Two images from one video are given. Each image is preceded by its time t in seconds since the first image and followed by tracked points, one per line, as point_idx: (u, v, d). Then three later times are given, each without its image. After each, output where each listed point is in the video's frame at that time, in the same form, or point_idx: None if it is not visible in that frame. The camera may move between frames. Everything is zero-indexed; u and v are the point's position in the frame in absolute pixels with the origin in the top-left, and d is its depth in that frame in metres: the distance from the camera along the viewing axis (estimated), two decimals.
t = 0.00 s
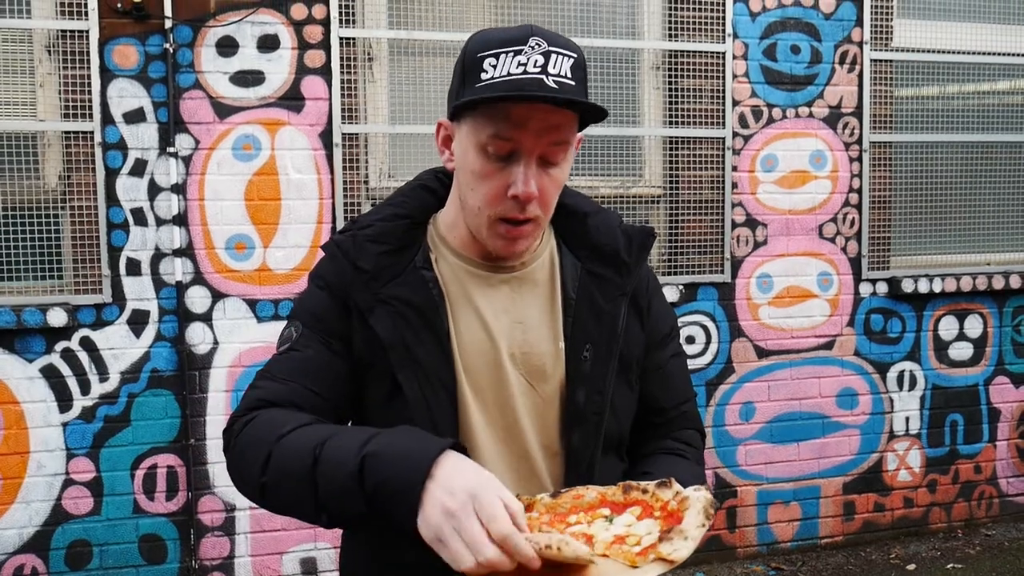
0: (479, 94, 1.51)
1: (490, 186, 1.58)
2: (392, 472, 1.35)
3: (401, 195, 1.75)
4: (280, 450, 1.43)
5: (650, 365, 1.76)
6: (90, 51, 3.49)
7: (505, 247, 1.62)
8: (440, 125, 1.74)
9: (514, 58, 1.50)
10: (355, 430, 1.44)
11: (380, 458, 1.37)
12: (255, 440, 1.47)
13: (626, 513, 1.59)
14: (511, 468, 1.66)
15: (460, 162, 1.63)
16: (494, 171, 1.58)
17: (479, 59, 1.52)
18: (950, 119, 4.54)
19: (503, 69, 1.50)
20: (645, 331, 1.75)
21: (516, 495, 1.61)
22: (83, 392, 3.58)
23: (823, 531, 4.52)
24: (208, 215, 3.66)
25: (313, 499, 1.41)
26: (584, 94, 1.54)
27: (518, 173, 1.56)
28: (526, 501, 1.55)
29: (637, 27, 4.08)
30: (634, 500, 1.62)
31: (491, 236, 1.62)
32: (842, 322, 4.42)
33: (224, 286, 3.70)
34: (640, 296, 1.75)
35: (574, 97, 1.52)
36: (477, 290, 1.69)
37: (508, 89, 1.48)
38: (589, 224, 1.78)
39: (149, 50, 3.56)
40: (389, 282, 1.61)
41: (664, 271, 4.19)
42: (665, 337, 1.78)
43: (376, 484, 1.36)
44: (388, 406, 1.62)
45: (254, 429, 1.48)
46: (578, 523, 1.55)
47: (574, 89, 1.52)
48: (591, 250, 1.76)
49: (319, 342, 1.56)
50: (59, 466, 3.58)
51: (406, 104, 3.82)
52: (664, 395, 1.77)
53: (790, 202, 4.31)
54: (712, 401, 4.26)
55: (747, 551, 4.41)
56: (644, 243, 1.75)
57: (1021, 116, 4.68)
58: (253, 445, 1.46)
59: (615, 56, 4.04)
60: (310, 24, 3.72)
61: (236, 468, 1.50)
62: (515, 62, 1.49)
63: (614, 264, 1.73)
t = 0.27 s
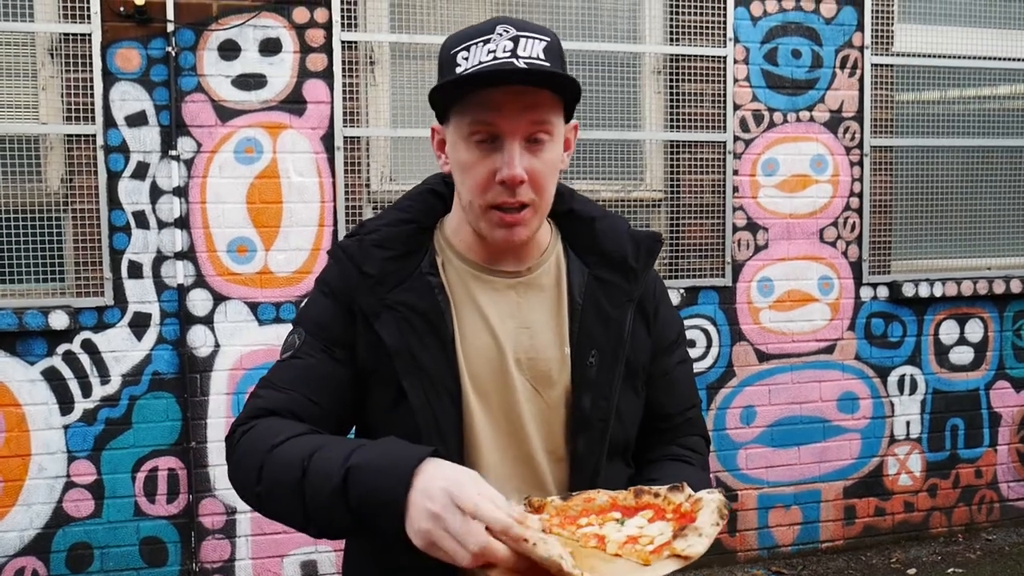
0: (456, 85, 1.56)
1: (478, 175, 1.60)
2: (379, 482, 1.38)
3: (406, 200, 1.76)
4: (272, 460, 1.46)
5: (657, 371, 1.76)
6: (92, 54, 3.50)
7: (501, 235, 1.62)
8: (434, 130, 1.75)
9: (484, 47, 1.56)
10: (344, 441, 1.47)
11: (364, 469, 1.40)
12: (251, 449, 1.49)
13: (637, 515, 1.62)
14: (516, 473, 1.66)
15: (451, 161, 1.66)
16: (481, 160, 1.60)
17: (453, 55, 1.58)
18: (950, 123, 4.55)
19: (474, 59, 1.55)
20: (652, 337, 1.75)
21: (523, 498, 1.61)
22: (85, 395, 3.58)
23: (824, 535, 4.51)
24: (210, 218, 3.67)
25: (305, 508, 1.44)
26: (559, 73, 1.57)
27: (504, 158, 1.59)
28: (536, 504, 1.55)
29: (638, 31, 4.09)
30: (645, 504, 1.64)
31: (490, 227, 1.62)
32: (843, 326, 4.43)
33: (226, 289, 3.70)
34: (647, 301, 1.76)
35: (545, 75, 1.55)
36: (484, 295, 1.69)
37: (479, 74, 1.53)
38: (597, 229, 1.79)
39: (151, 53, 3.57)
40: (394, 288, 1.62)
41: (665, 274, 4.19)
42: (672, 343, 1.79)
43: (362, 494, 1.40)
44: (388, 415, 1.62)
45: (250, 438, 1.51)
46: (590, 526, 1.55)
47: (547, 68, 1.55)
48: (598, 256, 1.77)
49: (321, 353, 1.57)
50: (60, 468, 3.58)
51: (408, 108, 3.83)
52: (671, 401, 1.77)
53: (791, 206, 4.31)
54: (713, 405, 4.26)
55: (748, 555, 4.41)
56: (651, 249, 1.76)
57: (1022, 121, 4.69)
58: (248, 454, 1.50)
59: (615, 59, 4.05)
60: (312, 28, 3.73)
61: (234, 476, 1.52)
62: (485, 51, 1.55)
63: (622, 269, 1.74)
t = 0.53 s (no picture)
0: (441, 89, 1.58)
1: (473, 178, 1.61)
2: (355, 485, 1.40)
3: (408, 204, 1.76)
4: (255, 463, 1.48)
5: (661, 375, 1.76)
6: (94, 57, 3.50)
7: (498, 236, 1.62)
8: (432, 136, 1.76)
9: (468, 49, 1.57)
10: (322, 444, 1.49)
11: (341, 473, 1.42)
12: (236, 452, 1.51)
13: (649, 514, 1.64)
14: (521, 478, 1.67)
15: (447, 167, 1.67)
16: (474, 163, 1.61)
17: (439, 60, 1.60)
18: (950, 125, 4.55)
19: (459, 63, 1.56)
20: (657, 341, 1.75)
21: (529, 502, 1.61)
22: (86, 397, 3.59)
23: (825, 538, 4.51)
24: (211, 221, 3.67)
25: (284, 511, 1.45)
26: (544, 71, 1.58)
27: (494, 159, 1.60)
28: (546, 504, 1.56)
29: (638, 33, 4.09)
30: (656, 503, 1.65)
31: (489, 229, 1.62)
32: (844, 329, 4.43)
33: (226, 292, 3.70)
34: (653, 305, 1.75)
35: (530, 72, 1.56)
36: (489, 300, 1.69)
37: (465, 77, 1.54)
38: (603, 232, 1.79)
39: (153, 56, 3.57)
40: (396, 293, 1.63)
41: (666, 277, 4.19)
42: (676, 346, 1.79)
43: (339, 499, 1.41)
44: (388, 421, 1.63)
45: (236, 441, 1.53)
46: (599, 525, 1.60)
47: (532, 66, 1.56)
48: (603, 259, 1.77)
49: (314, 362, 1.58)
50: (61, 471, 3.58)
51: (409, 110, 3.83)
52: (675, 404, 1.78)
53: (792, 208, 4.32)
54: (713, 408, 4.26)
55: (749, 558, 4.41)
56: (656, 252, 1.76)
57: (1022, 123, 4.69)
58: (234, 456, 1.51)
59: (615, 62, 4.05)
60: (313, 31, 3.73)
61: (223, 474, 1.55)
62: (469, 54, 1.56)
63: (628, 273, 1.74)
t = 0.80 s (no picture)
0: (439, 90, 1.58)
1: (471, 180, 1.62)
2: (358, 494, 1.42)
3: (408, 207, 1.76)
4: (257, 467, 1.49)
5: (661, 376, 1.76)
6: (93, 59, 3.50)
7: (497, 238, 1.63)
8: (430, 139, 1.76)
9: (465, 52, 1.58)
10: (327, 451, 1.49)
11: (344, 482, 1.43)
12: (240, 454, 1.52)
13: (640, 514, 1.64)
14: (521, 480, 1.67)
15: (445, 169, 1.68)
16: (472, 165, 1.62)
17: (437, 62, 1.61)
18: (950, 128, 4.56)
19: (456, 64, 1.57)
20: (657, 343, 1.75)
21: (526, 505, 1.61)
22: (85, 399, 3.59)
23: (824, 540, 4.51)
24: (211, 223, 3.67)
25: (284, 516, 1.46)
26: (541, 72, 1.58)
27: (492, 161, 1.60)
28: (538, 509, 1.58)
29: (639, 35, 4.10)
30: (648, 503, 1.64)
31: (486, 231, 1.63)
32: (843, 331, 4.43)
33: (226, 293, 3.70)
34: (653, 307, 1.75)
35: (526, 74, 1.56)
36: (488, 301, 1.69)
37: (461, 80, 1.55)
38: (603, 233, 1.79)
39: (153, 58, 3.57)
40: (396, 297, 1.63)
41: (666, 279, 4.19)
42: (676, 348, 1.78)
43: (341, 507, 1.42)
44: (387, 424, 1.63)
45: (239, 443, 1.54)
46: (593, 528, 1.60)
47: (528, 68, 1.56)
48: (603, 261, 1.77)
49: (314, 365, 1.58)
50: (60, 473, 3.58)
51: (409, 112, 3.84)
52: (675, 406, 1.77)
53: (792, 210, 4.32)
54: (713, 410, 4.26)
55: (749, 560, 4.41)
56: (658, 254, 1.75)
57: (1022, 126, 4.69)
58: (237, 458, 1.52)
59: (615, 64, 4.05)
60: (313, 33, 3.73)
61: (225, 475, 1.56)
62: (466, 56, 1.57)
63: (628, 275, 1.73)
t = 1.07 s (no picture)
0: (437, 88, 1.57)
1: (469, 177, 1.61)
2: (359, 499, 1.42)
3: (407, 208, 1.76)
4: (257, 471, 1.49)
5: (660, 376, 1.75)
6: (92, 60, 3.50)
7: (495, 237, 1.62)
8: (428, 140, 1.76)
9: (462, 49, 1.56)
10: (328, 457, 1.49)
11: (345, 488, 1.43)
12: (239, 459, 1.52)
13: (638, 514, 1.63)
14: (520, 481, 1.66)
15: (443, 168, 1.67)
16: (470, 162, 1.61)
17: (433, 61, 1.59)
18: (950, 128, 4.56)
19: (452, 61, 1.56)
20: (656, 343, 1.74)
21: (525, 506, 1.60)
22: (85, 400, 3.58)
23: (825, 541, 4.51)
24: (210, 223, 3.67)
25: (285, 521, 1.46)
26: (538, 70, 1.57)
27: (490, 158, 1.60)
28: (537, 511, 1.56)
29: (638, 36, 4.10)
30: (647, 503, 1.64)
31: (484, 230, 1.63)
32: (843, 331, 4.43)
33: (225, 294, 3.70)
34: (651, 307, 1.74)
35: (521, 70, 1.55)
36: (487, 302, 1.69)
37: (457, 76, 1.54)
38: (602, 234, 1.79)
39: (152, 59, 3.57)
40: (394, 298, 1.62)
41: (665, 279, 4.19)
42: (675, 348, 1.78)
43: (343, 513, 1.42)
44: (386, 426, 1.63)
45: (238, 447, 1.54)
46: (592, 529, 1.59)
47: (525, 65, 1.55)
48: (602, 260, 1.76)
49: (312, 367, 1.58)
50: (60, 474, 3.58)
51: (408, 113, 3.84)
52: (674, 405, 1.77)
53: (791, 211, 4.32)
54: (713, 410, 4.26)
55: (749, 561, 4.41)
56: (656, 254, 1.75)
57: (1021, 126, 4.69)
58: (237, 463, 1.52)
59: (615, 65, 4.05)
60: (313, 34, 3.73)
61: (224, 479, 1.56)
62: (463, 54, 1.55)
63: (627, 275, 1.73)
